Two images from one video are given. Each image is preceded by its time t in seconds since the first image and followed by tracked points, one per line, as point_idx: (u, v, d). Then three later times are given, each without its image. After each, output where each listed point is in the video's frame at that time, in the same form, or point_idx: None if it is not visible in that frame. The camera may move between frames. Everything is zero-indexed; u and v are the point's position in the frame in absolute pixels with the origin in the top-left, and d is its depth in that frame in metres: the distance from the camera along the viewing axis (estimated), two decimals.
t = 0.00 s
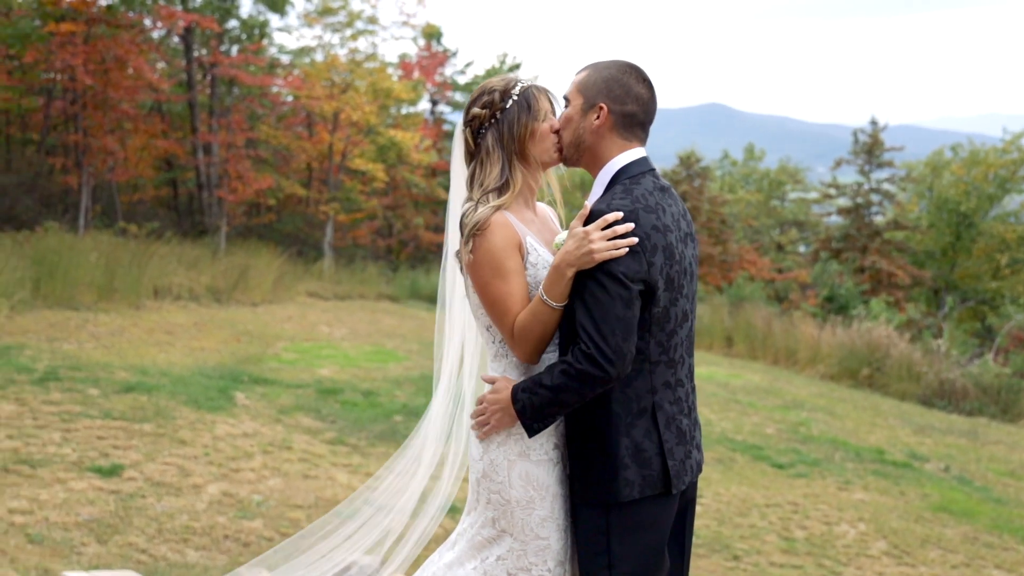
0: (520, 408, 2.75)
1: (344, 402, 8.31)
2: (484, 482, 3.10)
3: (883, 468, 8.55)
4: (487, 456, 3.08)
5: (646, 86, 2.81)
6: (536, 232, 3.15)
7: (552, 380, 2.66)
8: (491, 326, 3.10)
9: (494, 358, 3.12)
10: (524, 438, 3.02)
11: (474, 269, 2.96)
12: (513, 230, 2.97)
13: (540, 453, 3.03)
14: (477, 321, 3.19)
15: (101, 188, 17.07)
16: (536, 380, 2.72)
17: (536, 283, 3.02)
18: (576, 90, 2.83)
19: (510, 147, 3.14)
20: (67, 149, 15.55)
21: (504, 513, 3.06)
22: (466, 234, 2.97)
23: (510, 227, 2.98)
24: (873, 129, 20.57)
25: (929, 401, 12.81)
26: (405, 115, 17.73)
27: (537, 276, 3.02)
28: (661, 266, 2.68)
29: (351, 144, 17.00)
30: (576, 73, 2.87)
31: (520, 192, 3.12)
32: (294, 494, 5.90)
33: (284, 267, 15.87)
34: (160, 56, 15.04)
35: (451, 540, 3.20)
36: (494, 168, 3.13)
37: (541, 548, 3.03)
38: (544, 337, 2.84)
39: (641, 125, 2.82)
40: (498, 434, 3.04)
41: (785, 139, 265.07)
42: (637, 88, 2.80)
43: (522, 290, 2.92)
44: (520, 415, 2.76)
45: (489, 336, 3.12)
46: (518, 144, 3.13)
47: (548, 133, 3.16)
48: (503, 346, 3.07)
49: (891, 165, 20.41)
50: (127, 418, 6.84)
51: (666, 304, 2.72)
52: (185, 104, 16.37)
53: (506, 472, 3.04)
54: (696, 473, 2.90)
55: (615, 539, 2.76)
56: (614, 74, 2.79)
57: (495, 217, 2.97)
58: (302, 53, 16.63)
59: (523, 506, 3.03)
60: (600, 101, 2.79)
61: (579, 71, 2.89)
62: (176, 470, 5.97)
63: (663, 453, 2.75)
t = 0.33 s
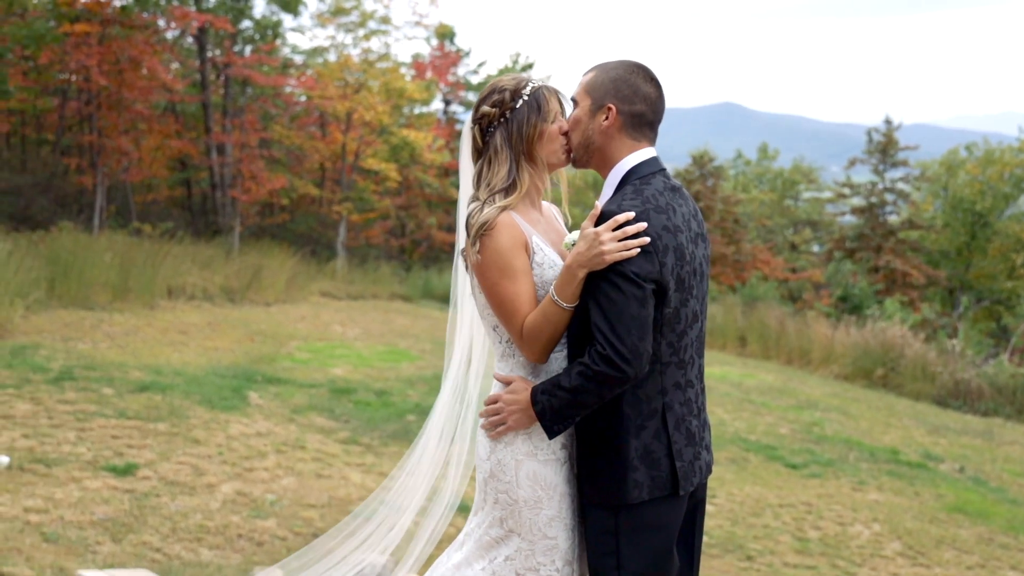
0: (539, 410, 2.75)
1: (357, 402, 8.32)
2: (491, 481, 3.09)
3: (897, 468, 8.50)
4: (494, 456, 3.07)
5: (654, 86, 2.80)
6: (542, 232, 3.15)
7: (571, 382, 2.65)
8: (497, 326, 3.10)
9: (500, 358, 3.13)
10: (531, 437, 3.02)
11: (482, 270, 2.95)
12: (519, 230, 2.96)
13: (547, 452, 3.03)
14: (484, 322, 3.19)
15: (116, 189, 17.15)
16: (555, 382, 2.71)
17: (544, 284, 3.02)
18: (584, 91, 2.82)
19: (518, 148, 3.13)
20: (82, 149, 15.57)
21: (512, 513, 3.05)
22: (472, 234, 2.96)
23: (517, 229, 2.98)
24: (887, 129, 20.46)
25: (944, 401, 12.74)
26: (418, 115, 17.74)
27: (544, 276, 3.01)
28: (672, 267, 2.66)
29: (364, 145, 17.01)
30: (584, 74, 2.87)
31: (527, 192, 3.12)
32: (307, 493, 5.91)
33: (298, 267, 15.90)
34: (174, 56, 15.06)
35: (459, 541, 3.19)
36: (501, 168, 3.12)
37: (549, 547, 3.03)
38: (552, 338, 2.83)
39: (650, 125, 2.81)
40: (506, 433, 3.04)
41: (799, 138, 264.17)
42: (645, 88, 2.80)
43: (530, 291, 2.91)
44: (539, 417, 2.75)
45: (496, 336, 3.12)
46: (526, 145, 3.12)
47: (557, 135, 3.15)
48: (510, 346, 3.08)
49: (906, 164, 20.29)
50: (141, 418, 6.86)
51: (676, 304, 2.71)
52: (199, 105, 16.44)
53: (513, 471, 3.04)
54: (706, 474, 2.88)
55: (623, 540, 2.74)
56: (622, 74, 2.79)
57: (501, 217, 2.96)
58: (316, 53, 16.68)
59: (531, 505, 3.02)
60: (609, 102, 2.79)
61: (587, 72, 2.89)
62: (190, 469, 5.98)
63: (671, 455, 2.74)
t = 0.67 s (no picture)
0: (562, 410, 2.74)
1: (370, 401, 8.33)
2: (493, 480, 3.08)
3: (912, 470, 8.44)
4: (497, 454, 3.05)
5: (666, 86, 2.80)
6: (549, 231, 3.14)
7: (591, 383, 2.64)
8: (502, 324, 3.09)
9: (505, 357, 3.11)
10: (535, 436, 3.01)
11: (492, 267, 2.94)
12: (527, 229, 2.96)
13: (550, 451, 3.02)
14: (490, 318, 3.18)
15: (131, 188, 17.22)
16: (577, 383, 2.71)
17: (550, 283, 3.02)
18: (596, 92, 2.82)
19: (529, 146, 3.10)
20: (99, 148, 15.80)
21: (514, 511, 3.04)
22: (480, 230, 2.94)
23: (525, 227, 2.97)
24: (903, 129, 20.33)
25: (959, 403, 12.67)
26: (432, 115, 17.75)
27: (550, 276, 3.02)
28: (690, 266, 2.65)
29: (378, 145, 17.02)
30: (596, 75, 2.86)
31: (536, 192, 3.10)
32: (320, 493, 5.91)
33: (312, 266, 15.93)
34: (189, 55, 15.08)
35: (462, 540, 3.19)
36: (511, 165, 3.09)
37: (552, 547, 3.03)
38: (561, 337, 2.83)
39: (662, 125, 2.80)
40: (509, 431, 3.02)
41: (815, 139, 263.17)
42: (657, 87, 2.79)
43: (538, 290, 2.91)
44: (561, 417, 2.75)
45: (501, 334, 3.11)
46: (538, 143, 3.09)
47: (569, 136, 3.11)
48: (515, 344, 3.07)
49: (922, 165, 20.11)
50: (156, 416, 6.89)
51: (693, 305, 2.69)
52: (214, 105, 16.50)
53: (516, 470, 3.02)
54: (721, 475, 2.87)
55: (640, 541, 2.73)
56: (635, 74, 2.79)
57: (509, 215, 2.94)
58: (330, 53, 16.70)
59: (533, 504, 3.02)
60: (622, 102, 2.78)
61: (598, 72, 2.89)
62: (204, 468, 6.00)
63: (688, 455, 2.72)
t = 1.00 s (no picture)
0: (560, 410, 2.75)
1: (369, 402, 8.33)
2: (479, 479, 3.09)
3: (910, 471, 8.45)
4: (482, 454, 3.06)
5: (656, 87, 2.81)
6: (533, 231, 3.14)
7: (588, 384, 2.65)
8: (489, 324, 3.10)
9: (491, 357, 3.11)
10: (520, 436, 3.00)
11: (479, 267, 2.95)
12: (514, 230, 2.97)
13: (536, 450, 3.01)
14: (477, 318, 3.18)
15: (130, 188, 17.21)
16: (574, 383, 2.71)
17: (536, 284, 3.03)
18: (586, 95, 2.82)
19: (516, 147, 3.08)
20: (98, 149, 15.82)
21: (501, 511, 3.05)
22: (466, 231, 2.95)
23: (510, 228, 2.98)
24: (902, 130, 20.36)
25: (958, 404, 12.71)
26: (431, 115, 17.76)
27: (536, 277, 3.03)
28: (687, 265, 2.66)
29: (377, 145, 16.92)
30: (585, 78, 2.87)
31: (522, 194, 3.10)
32: (319, 493, 5.91)
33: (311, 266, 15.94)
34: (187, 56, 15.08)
35: (453, 541, 3.21)
36: (498, 167, 3.08)
37: (539, 546, 3.04)
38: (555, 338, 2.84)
39: (653, 126, 2.81)
40: (495, 431, 3.03)
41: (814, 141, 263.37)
42: (647, 89, 2.80)
43: (527, 289, 2.92)
44: (560, 417, 2.75)
45: (488, 335, 3.11)
46: (525, 145, 3.07)
47: (557, 138, 3.09)
48: (503, 343, 3.07)
49: (920, 166, 20.10)
50: (154, 417, 6.89)
51: (691, 303, 2.70)
52: (213, 105, 16.50)
53: (501, 470, 3.03)
54: (723, 472, 2.87)
55: (644, 540, 2.73)
56: (624, 77, 2.79)
57: (495, 217, 2.95)
58: (329, 54, 16.71)
59: (519, 503, 3.03)
60: (613, 105, 2.79)
61: (586, 75, 2.89)
62: (203, 468, 6.00)
63: (690, 453, 2.73)
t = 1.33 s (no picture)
0: (562, 412, 2.76)
1: (376, 402, 8.34)
2: (489, 473, 3.09)
3: (918, 474, 8.42)
4: (491, 448, 3.06)
5: (653, 91, 2.81)
6: (532, 229, 3.14)
7: (586, 384, 2.67)
8: (494, 322, 3.11)
9: (499, 354, 3.12)
10: (528, 429, 3.00)
11: (482, 264, 2.97)
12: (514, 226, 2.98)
13: (544, 444, 3.01)
14: (481, 316, 3.19)
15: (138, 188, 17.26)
16: (575, 383, 2.73)
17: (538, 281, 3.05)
18: (583, 98, 2.85)
19: (514, 147, 3.07)
20: (106, 149, 15.86)
21: (510, 505, 3.05)
22: (467, 231, 2.96)
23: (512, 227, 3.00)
24: (910, 132, 20.32)
25: (966, 407, 12.69)
26: (439, 117, 17.78)
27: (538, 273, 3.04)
28: (680, 264, 2.65)
29: (384, 146, 17.13)
30: (583, 81, 2.88)
31: (521, 193, 3.10)
32: (326, 493, 5.92)
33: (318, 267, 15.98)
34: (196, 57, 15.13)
35: (465, 537, 3.21)
36: (496, 167, 3.07)
37: (548, 540, 3.04)
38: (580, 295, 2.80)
39: (648, 129, 2.83)
40: (503, 424, 3.03)
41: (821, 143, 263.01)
42: (643, 93, 2.81)
43: (533, 267, 2.92)
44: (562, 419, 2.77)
45: (494, 332, 3.12)
46: (522, 146, 3.07)
47: (555, 137, 3.08)
48: (509, 340, 3.08)
49: (928, 168, 20.04)
50: (161, 416, 6.90)
51: (687, 302, 2.69)
52: (221, 106, 16.55)
53: (510, 464, 3.03)
54: (729, 470, 2.85)
55: (650, 540, 2.72)
56: (621, 81, 2.80)
57: (494, 214, 2.96)
58: (338, 54, 16.74)
59: (528, 497, 3.03)
60: (608, 108, 2.81)
61: (586, 78, 2.90)
62: (210, 468, 6.01)
63: (692, 452, 2.72)
